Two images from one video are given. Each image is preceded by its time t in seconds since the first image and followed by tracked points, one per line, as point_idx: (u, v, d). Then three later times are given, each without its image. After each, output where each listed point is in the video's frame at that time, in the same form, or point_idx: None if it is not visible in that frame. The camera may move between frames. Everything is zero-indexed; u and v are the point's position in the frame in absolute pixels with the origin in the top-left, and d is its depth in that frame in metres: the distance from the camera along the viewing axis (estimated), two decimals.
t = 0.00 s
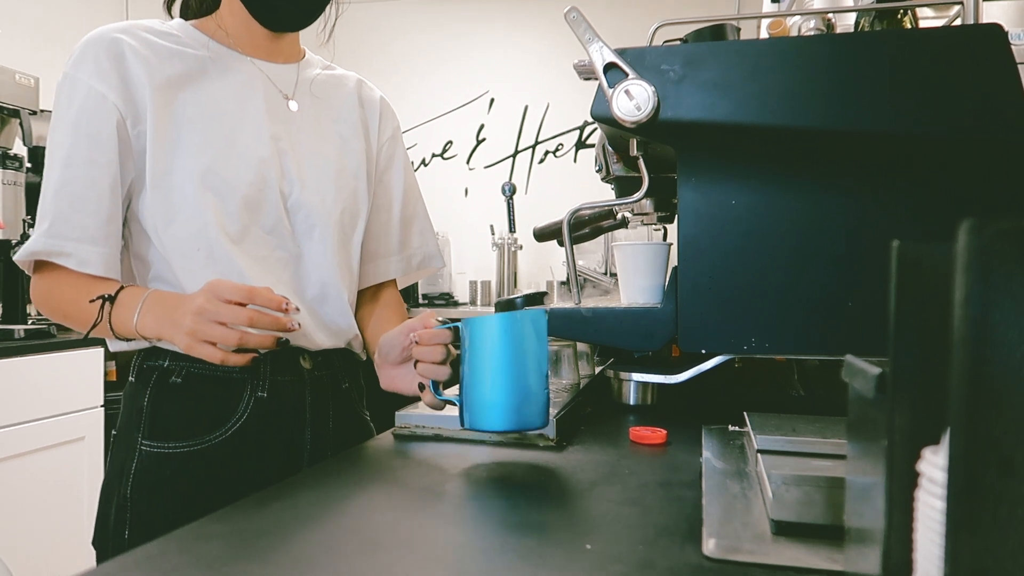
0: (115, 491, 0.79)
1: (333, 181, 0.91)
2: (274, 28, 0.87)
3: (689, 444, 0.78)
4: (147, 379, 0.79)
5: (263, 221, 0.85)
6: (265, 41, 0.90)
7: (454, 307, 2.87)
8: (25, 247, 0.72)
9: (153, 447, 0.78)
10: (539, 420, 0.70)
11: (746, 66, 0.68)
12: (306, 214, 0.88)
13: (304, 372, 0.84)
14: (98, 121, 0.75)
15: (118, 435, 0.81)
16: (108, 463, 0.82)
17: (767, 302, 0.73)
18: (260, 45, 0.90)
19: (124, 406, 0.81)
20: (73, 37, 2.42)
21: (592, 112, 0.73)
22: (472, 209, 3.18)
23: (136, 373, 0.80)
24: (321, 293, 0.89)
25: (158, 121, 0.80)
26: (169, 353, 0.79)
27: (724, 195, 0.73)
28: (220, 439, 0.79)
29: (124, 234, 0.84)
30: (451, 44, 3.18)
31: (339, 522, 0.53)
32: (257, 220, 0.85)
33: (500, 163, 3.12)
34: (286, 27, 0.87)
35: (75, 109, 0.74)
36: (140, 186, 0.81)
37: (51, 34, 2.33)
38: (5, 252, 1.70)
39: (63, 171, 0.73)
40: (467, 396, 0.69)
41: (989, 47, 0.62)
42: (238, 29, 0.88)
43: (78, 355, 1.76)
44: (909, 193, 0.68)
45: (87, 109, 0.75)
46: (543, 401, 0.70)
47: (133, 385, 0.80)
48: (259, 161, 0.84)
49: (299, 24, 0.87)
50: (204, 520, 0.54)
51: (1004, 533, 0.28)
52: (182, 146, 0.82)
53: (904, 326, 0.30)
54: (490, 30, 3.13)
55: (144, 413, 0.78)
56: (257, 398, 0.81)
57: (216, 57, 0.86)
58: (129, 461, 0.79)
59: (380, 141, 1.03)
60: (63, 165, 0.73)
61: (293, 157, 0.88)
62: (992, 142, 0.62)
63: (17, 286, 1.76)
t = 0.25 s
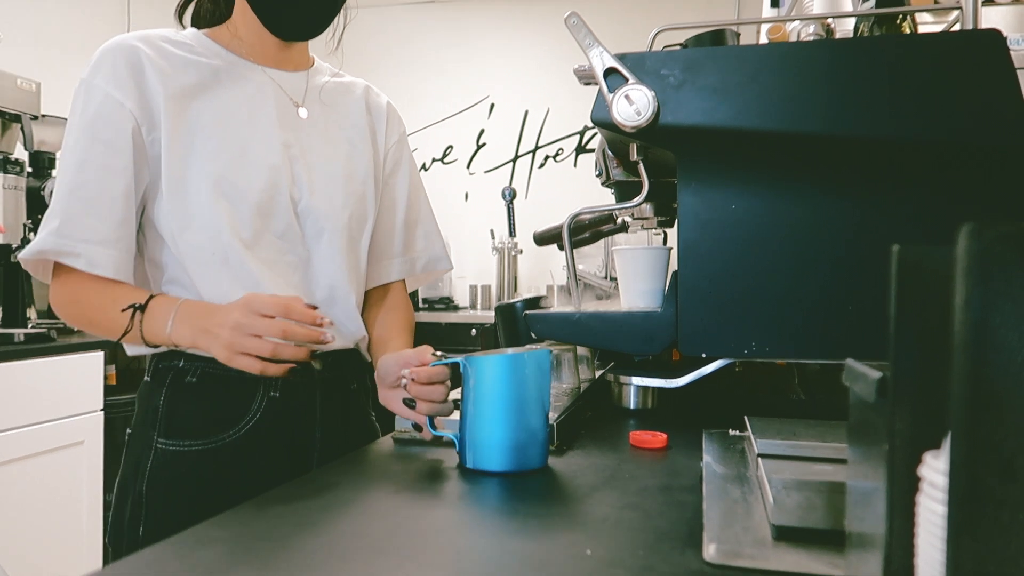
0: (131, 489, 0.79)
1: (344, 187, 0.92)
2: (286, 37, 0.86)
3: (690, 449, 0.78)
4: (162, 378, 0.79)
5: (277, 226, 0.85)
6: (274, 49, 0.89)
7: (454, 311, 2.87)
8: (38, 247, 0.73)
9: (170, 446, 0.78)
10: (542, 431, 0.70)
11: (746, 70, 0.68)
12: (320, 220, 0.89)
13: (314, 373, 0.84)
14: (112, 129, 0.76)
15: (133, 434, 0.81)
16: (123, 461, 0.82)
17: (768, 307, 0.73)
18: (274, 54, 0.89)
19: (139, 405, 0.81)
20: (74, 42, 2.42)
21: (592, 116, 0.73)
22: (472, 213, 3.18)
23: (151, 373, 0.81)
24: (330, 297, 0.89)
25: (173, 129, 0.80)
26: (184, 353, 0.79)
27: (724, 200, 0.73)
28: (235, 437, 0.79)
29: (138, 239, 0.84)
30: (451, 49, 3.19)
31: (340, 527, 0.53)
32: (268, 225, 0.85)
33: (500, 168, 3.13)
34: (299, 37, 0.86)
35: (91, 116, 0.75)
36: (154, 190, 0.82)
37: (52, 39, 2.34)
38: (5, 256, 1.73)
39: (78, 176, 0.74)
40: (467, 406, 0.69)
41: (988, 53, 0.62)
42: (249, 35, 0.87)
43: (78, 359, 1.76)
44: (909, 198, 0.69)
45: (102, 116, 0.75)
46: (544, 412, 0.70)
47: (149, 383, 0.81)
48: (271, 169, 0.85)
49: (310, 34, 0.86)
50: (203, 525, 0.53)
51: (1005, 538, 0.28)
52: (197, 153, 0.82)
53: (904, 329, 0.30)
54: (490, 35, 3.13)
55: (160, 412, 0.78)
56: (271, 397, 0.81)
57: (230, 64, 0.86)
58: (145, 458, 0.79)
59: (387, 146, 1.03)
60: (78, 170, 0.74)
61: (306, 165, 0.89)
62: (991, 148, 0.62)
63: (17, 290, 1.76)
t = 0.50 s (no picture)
0: (187, 478, 0.82)
1: (382, 188, 0.95)
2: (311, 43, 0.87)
3: (690, 449, 0.78)
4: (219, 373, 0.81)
5: (337, 226, 0.87)
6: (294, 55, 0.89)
7: (454, 311, 2.87)
8: (108, 252, 0.70)
9: (228, 437, 0.81)
10: (542, 431, 0.70)
11: (746, 71, 0.68)
12: (367, 219, 0.91)
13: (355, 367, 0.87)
14: (178, 136, 0.75)
15: (185, 425, 0.83)
16: (170, 449, 0.84)
17: (768, 307, 0.72)
18: (297, 61, 0.90)
19: (190, 397, 0.83)
20: (74, 42, 2.42)
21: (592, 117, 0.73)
22: (473, 213, 3.18)
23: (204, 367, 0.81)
24: (373, 292, 0.93)
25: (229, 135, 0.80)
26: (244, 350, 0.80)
27: (725, 200, 0.73)
28: (290, 430, 0.82)
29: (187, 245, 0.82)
30: (451, 49, 3.19)
31: (343, 527, 0.53)
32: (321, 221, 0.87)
33: (500, 168, 3.13)
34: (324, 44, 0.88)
35: (155, 122, 0.73)
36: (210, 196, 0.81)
37: (53, 38, 2.34)
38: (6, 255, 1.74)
39: (146, 180, 0.72)
40: (466, 407, 0.69)
41: (989, 53, 0.62)
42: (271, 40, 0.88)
43: (79, 359, 1.76)
44: (909, 198, 0.69)
45: (168, 122, 0.74)
46: (544, 412, 0.70)
47: (202, 377, 0.81)
48: (328, 170, 0.86)
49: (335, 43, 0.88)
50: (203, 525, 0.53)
51: (1004, 538, 0.28)
52: (252, 158, 0.82)
53: (904, 329, 0.30)
54: (490, 35, 3.14)
55: (219, 405, 0.80)
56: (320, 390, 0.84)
57: (273, 71, 0.87)
58: (204, 449, 0.81)
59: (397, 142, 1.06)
60: (146, 175, 0.72)
61: (350, 166, 0.91)
62: (991, 148, 0.62)
63: (17, 290, 1.76)
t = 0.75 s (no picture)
0: (253, 468, 0.87)
1: (412, 192, 1.06)
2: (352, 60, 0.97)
3: (690, 449, 0.78)
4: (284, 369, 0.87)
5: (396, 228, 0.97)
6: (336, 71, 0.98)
7: (454, 311, 2.88)
8: (235, 258, 0.73)
9: (293, 427, 0.87)
10: (535, 432, 0.69)
11: (745, 72, 0.68)
12: (407, 219, 1.02)
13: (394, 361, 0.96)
14: (280, 148, 0.80)
15: (246, 418, 0.88)
16: (231, 442, 0.89)
17: (769, 308, 0.72)
18: (339, 77, 0.99)
19: (251, 391, 0.88)
20: (74, 42, 2.42)
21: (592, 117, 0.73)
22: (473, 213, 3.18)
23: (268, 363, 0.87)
24: (410, 284, 1.05)
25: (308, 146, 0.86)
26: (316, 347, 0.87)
27: (725, 200, 0.73)
28: (349, 420, 0.89)
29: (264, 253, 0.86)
30: (451, 50, 3.19)
31: (344, 527, 0.53)
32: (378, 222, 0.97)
33: (500, 168, 3.13)
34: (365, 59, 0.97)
35: (259, 136, 0.78)
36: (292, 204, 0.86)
37: (53, 39, 2.34)
38: (6, 255, 1.75)
39: (262, 191, 0.76)
40: (461, 406, 0.69)
41: (989, 53, 0.62)
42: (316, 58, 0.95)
43: (79, 359, 1.76)
44: (908, 198, 0.69)
45: (269, 135, 0.79)
46: (539, 412, 0.70)
47: (266, 372, 0.88)
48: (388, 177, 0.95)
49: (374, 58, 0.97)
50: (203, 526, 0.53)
51: (1004, 539, 0.28)
52: (325, 167, 0.89)
53: (904, 328, 0.30)
54: (490, 36, 3.14)
55: (284, 399, 0.87)
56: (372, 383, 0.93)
57: (326, 85, 0.93)
58: (270, 440, 0.87)
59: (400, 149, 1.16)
60: (261, 185, 0.76)
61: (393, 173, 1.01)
62: (991, 148, 0.62)
63: (17, 290, 1.76)
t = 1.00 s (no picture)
0: (282, 460, 0.94)
1: (433, 202, 1.10)
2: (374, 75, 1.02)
3: (690, 450, 0.78)
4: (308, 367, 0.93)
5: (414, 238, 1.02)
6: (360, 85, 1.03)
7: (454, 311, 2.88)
8: (265, 267, 0.77)
9: (318, 421, 0.93)
10: (541, 433, 0.70)
11: (745, 71, 0.68)
12: (427, 228, 1.07)
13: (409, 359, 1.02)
14: (306, 164, 0.85)
15: (274, 413, 0.94)
16: (262, 434, 0.96)
17: (769, 308, 0.73)
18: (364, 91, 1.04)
19: (279, 388, 0.94)
20: (73, 42, 2.42)
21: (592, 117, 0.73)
22: (473, 214, 3.18)
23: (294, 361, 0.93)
24: (429, 288, 1.11)
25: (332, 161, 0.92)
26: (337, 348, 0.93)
27: (725, 200, 0.73)
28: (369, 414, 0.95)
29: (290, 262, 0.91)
30: (450, 50, 3.19)
31: (345, 527, 0.53)
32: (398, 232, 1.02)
33: (500, 168, 3.13)
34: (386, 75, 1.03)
35: (288, 153, 0.83)
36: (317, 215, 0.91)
37: (53, 39, 2.34)
38: (6, 256, 1.75)
39: (291, 205, 0.81)
40: (468, 406, 0.70)
41: (988, 53, 0.62)
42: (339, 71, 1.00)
43: (78, 360, 1.76)
44: (908, 199, 0.69)
45: (297, 152, 0.84)
46: (545, 414, 0.70)
47: (291, 371, 0.94)
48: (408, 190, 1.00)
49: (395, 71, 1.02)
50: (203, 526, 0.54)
51: (1005, 539, 0.28)
52: (348, 180, 0.94)
53: (904, 329, 0.30)
54: (489, 36, 3.14)
55: (310, 395, 0.93)
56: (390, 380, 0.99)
57: (353, 101, 0.99)
58: (297, 433, 0.93)
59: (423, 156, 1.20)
60: (290, 199, 0.81)
61: (416, 185, 1.06)
62: (991, 148, 0.62)
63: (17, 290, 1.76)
